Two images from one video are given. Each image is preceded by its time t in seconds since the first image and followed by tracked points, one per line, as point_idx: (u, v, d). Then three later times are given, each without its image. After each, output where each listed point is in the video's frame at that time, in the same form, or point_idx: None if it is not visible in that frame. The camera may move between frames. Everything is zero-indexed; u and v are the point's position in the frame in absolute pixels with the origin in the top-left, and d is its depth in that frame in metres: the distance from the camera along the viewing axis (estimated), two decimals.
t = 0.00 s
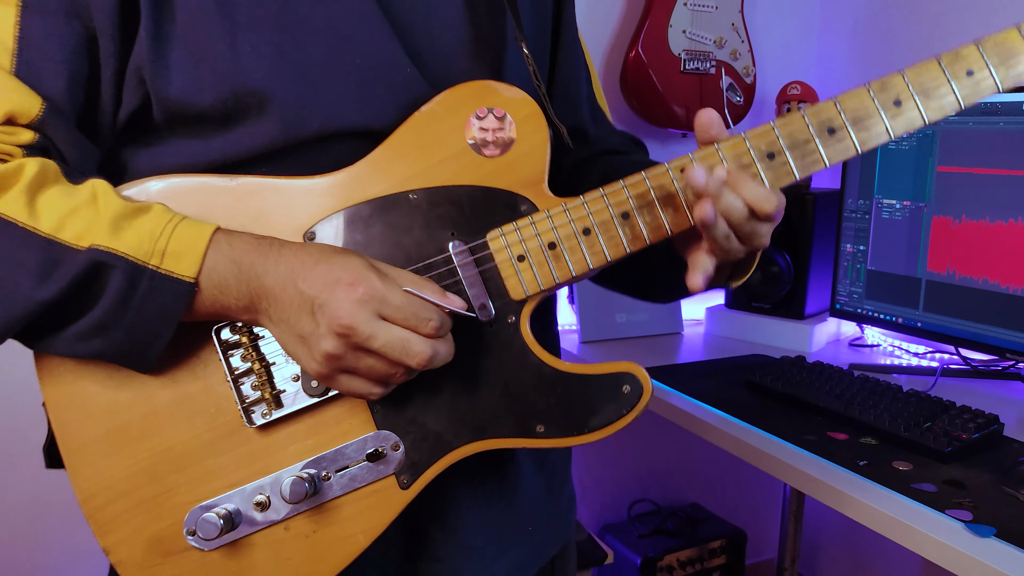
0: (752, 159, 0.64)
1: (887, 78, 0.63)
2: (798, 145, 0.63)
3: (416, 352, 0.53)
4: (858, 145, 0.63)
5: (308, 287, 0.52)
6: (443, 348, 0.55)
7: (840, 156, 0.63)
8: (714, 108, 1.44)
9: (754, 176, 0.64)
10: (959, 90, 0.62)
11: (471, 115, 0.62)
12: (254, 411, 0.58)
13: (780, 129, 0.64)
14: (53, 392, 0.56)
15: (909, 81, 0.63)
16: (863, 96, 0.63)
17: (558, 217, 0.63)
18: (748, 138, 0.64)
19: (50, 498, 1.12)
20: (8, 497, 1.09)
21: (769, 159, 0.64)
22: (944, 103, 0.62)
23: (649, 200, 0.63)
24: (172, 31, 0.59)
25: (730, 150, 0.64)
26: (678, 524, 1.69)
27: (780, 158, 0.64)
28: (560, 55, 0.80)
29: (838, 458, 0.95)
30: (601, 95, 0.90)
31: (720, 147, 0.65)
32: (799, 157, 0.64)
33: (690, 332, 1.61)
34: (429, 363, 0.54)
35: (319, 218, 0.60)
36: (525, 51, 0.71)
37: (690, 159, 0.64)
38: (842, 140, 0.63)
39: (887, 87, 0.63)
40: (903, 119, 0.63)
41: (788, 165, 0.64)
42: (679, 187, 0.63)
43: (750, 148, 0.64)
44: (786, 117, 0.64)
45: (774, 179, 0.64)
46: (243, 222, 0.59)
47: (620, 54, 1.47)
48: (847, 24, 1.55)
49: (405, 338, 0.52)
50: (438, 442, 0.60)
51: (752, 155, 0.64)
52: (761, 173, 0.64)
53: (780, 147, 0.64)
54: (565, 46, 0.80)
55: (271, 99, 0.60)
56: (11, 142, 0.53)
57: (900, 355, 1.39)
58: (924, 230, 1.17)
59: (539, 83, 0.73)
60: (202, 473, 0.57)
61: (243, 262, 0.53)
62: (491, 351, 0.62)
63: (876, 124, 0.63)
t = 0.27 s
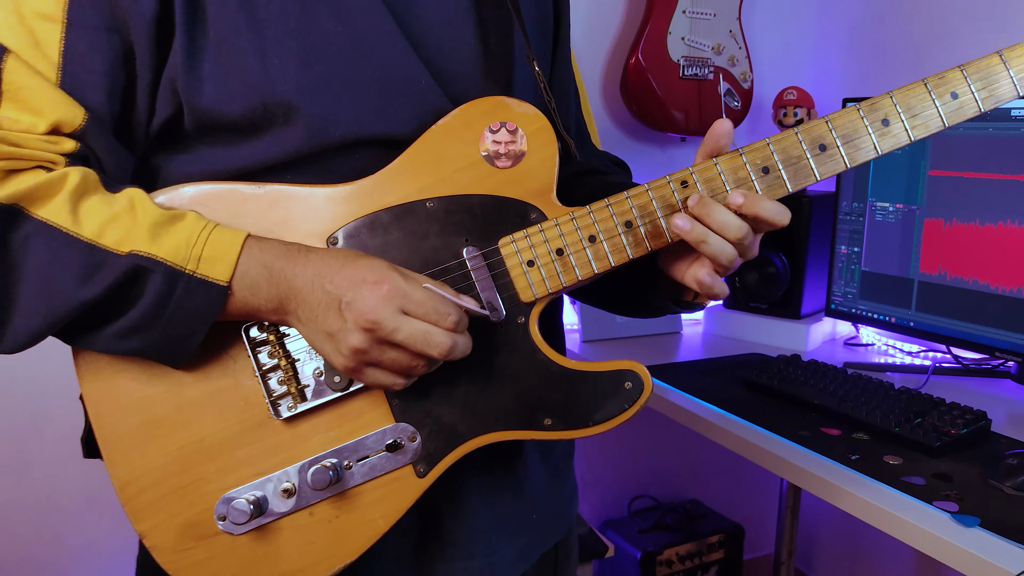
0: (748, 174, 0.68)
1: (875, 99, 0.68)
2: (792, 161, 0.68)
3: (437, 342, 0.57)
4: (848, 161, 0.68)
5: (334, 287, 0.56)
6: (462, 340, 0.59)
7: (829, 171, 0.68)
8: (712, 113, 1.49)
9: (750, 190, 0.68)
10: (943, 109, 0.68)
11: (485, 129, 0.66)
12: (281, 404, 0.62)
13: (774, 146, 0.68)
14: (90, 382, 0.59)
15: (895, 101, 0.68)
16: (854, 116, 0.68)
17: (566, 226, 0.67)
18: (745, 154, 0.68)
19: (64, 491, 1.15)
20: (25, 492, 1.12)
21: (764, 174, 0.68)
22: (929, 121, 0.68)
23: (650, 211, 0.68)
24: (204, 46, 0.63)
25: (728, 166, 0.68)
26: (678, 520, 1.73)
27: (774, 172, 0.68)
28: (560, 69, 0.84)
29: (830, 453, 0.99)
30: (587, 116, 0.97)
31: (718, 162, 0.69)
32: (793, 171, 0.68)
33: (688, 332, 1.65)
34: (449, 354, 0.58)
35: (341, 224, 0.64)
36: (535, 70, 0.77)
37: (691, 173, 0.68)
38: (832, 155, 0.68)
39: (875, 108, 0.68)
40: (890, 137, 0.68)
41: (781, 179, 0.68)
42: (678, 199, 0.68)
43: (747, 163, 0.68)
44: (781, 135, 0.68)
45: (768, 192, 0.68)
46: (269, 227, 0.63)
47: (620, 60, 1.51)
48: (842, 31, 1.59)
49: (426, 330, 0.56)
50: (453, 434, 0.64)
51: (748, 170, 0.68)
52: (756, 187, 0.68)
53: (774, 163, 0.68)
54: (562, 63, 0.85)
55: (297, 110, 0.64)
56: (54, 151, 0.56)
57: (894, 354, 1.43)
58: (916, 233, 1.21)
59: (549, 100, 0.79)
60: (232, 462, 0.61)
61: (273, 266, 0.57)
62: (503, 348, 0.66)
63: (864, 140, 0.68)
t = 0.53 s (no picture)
0: (741, 172, 0.71)
1: (861, 100, 0.71)
2: (782, 159, 0.71)
3: (447, 345, 0.60)
4: (834, 159, 0.71)
5: (349, 287, 0.59)
6: (470, 342, 0.63)
7: (818, 169, 0.71)
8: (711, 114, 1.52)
9: (742, 187, 0.71)
10: (926, 110, 0.71)
11: (490, 130, 0.69)
12: (296, 393, 0.64)
13: (766, 144, 0.71)
14: (112, 374, 0.62)
15: (880, 102, 0.72)
16: (840, 117, 0.71)
17: (567, 222, 0.70)
18: (737, 153, 0.71)
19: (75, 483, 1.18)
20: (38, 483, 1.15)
21: (755, 171, 0.71)
22: (912, 121, 0.71)
23: (648, 207, 0.71)
24: (222, 50, 0.66)
25: (721, 164, 0.71)
26: (676, 514, 1.76)
27: (765, 170, 0.71)
28: (559, 73, 0.87)
29: (824, 444, 1.02)
30: (585, 122, 1.00)
31: (712, 160, 0.72)
32: (782, 168, 0.71)
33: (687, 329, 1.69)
34: (456, 356, 0.61)
35: (352, 222, 0.67)
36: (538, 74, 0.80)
37: (686, 171, 0.72)
38: (820, 154, 0.71)
39: (860, 108, 0.71)
40: (874, 137, 0.71)
41: (772, 176, 0.71)
42: (674, 196, 0.71)
43: (740, 162, 0.71)
44: (772, 134, 0.71)
45: (760, 189, 0.71)
46: (283, 224, 0.66)
47: (620, 61, 1.54)
48: (840, 33, 1.63)
49: (437, 333, 0.60)
50: (461, 421, 0.67)
51: (741, 168, 0.71)
52: (748, 184, 0.71)
53: (765, 162, 0.71)
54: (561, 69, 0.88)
55: (311, 111, 0.67)
56: (80, 152, 0.59)
57: (888, 350, 1.46)
58: (909, 231, 1.24)
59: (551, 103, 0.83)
60: (250, 449, 0.63)
61: (289, 265, 0.60)
62: (508, 340, 0.69)
63: (850, 138, 0.71)
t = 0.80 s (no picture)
0: (736, 174, 0.73)
1: (850, 104, 0.73)
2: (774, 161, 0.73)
3: (458, 350, 0.63)
4: (825, 161, 0.74)
5: (363, 295, 0.61)
6: (478, 345, 0.65)
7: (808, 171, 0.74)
8: (708, 116, 1.54)
9: (737, 189, 0.74)
10: (913, 114, 0.73)
11: (493, 134, 0.71)
12: (307, 392, 0.66)
13: (759, 147, 0.74)
14: (127, 374, 0.64)
15: (868, 106, 0.73)
16: (829, 121, 0.73)
17: (568, 223, 0.72)
18: (733, 155, 0.73)
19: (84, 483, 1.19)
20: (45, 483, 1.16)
21: (749, 173, 0.74)
22: (900, 124, 0.73)
23: (646, 208, 0.73)
24: (231, 58, 0.68)
25: (717, 166, 0.73)
26: (675, 512, 1.78)
27: (758, 172, 0.74)
28: (560, 79, 0.90)
29: (819, 442, 1.05)
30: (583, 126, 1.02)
31: (708, 163, 0.74)
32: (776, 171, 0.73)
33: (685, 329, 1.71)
34: (467, 360, 0.64)
35: (360, 225, 0.69)
36: (539, 79, 0.82)
37: (683, 174, 0.73)
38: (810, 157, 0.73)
39: (850, 112, 0.73)
40: (863, 140, 0.73)
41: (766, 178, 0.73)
42: (672, 199, 0.73)
43: (735, 164, 0.73)
44: (765, 138, 0.74)
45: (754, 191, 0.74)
46: (292, 228, 0.68)
47: (618, 65, 1.56)
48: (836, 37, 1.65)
49: (448, 339, 0.62)
50: (467, 418, 0.69)
51: (735, 170, 0.74)
52: (742, 185, 0.74)
53: (758, 164, 0.73)
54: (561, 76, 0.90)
55: (319, 117, 0.69)
56: (95, 159, 0.61)
57: (883, 350, 1.48)
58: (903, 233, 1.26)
59: (552, 107, 0.85)
60: (262, 445, 0.65)
61: (300, 274, 0.62)
62: (511, 339, 0.71)
63: (840, 142, 0.73)
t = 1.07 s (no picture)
0: (735, 169, 0.74)
1: (850, 99, 0.74)
2: (774, 156, 0.74)
3: (461, 353, 0.64)
4: (825, 156, 0.74)
5: (369, 295, 0.62)
6: (478, 351, 0.66)
7: (809, 165, 0.74)
8: (706, 116, 1.54)
9: (737, 184, 0.74)
10: (912, 108, 0.74)
11: (494, 132, 0.72)
12: (312, 388, 0.67)
13: (759, 143, 0.74)
14: (133, 372, 0.64)
15: (868, 102, 0.74)
16: (830, 116, 0.74)
17: (569, 219, 0.73)
18: (732, 151, 0.74)
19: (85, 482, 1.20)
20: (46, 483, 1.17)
21: (750, 168, 0.74)
22: (899, 119, 0.74)
23: (647, 205, 0.74)
24: (235, 57, 0.69)
25: (717, 162, 0.74)
26: (675, 510, 1.79)
27: (759, 167, 0.74)
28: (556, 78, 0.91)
29: (816, 439, 1.05)
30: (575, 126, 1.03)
31: (708, 158, 0.75)
32: (775, 166, 0.74)
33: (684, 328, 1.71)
34: (468, 364, 0.65)
35: (364, 222, 0.69)
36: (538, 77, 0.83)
37: (683, 169, 0.75)
38: (811, 152, 0.74)
39: (849, 108, 0.74)
40: (863, 134, 0.74)
41: (765, 173, 0.74)
42: (672, 193, 0.75)
43: (734, 160, 0.74)
44: (765, 133, 0.74)
45: (753, 185, 0.74)
46: (295, 225, 0.68)
47: (617, 65, 1.57)
48: (833, 36, 1.66)
49: (451, 342, 0.63)
50: (470, 413, 0.69)
51: (735, 165, 0.74)
52: (742, 180, 0.74)
53: (758, 159, 0.74)
54: (555, 75, 0.92)
55: (321, 115, 0.69)
56: (104, 157, 0.62)
57: (882, 348, 1.49)
58: (902, 232, 1.27)
59: (552, 104, 0.86)
60: (268, 441, 0.66)
61: (307, 269, 0.63)
62: (513, 335, 0.71)
63: (840, 137, 0.74)
